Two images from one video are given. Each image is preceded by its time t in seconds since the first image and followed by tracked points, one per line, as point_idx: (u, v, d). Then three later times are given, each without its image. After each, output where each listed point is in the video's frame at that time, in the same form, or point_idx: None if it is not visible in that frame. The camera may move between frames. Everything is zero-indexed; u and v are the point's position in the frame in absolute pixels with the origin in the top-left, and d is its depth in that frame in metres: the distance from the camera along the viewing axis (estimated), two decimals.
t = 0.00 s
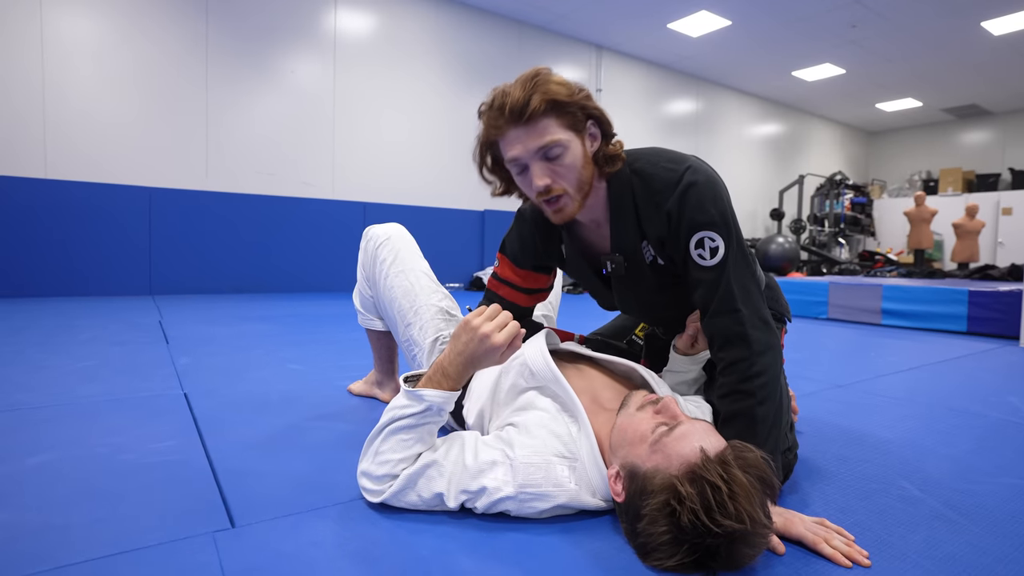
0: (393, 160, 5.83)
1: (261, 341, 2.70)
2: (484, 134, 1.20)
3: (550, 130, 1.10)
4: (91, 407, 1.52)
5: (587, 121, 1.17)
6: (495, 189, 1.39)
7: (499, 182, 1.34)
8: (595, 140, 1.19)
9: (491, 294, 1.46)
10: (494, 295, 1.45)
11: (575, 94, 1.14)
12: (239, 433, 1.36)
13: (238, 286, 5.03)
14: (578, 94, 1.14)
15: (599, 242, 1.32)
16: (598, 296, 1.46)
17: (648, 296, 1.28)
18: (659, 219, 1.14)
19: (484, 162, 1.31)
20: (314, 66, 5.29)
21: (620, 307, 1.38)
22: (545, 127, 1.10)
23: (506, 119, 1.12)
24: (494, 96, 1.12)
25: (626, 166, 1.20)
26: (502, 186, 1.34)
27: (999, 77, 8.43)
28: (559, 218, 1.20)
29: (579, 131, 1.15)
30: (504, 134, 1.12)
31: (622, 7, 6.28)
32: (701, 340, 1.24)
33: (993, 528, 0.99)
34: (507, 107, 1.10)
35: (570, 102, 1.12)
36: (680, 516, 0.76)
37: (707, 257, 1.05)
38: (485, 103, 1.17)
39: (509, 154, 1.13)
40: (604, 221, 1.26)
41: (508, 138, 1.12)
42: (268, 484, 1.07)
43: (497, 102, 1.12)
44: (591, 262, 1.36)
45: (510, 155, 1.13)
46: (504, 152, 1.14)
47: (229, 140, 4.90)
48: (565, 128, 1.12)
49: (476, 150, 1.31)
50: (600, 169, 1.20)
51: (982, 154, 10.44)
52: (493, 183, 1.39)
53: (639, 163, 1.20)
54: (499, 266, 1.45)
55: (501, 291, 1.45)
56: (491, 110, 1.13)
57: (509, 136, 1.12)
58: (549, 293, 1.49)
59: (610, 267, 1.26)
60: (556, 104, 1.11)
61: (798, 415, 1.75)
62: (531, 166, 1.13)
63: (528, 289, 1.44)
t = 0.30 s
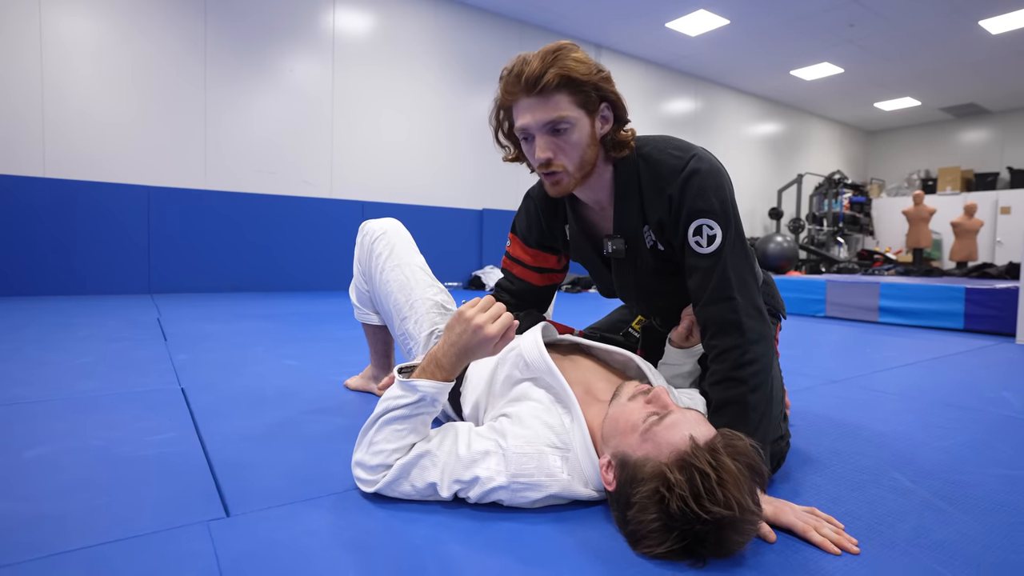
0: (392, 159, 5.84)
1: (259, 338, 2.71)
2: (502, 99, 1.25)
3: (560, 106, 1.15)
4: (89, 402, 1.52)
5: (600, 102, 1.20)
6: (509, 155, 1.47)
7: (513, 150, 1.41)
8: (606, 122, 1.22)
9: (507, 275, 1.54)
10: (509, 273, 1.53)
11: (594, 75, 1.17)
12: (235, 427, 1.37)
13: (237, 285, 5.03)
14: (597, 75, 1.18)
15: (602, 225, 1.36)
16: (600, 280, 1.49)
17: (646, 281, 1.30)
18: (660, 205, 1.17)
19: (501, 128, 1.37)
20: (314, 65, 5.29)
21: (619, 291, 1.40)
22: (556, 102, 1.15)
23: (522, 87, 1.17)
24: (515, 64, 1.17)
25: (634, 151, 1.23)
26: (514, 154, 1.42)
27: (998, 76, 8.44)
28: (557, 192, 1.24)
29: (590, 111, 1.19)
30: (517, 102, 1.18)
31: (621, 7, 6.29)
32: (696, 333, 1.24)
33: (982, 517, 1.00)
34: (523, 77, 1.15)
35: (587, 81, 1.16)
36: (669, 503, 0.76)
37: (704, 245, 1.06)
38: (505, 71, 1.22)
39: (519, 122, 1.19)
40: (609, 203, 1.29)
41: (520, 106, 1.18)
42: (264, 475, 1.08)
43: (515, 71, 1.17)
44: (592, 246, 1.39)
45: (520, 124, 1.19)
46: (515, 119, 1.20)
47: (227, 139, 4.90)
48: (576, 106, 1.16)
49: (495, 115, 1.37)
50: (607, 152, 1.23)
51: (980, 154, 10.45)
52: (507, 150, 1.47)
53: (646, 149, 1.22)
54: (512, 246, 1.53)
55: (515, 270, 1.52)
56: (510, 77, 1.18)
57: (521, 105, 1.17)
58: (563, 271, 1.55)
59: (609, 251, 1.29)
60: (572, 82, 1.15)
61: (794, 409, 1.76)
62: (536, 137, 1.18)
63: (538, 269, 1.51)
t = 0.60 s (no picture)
0: (391, 160, 5.84)
1: (256, 338, 2.71)
2: (500, 101, 1.28)
3: (562, 96, 1.18)
4: (83, 401, 1.53)
5: (595, 97, 1.26)
6: (503, 164, 1.52)
7: (509, 155, 1.45)
8: (601, 117, 1.27)
9: (502, 276, 1.54)
10: (503, 274, 1.54)
11: (588, 70, 1.23)
12: (228, 425, 1.37)
13: (235, 285, 5.03)
14: (591, 70, 1.23)
15: (597, 226, 1.36)
16: (596, 282, 1.49)
17: (640, 282, 1.30)
18: (654, 205, 1.17)
19: (498, 134, 1.41)
20: (313, 66, 5.30)
21: (614, 292, 1.39)
22: (559, 92, 1.18)
23: (522, 84, 1.20)
24: (513, 63, 1.21)
25: (629, 151, 1.24)
26: (510, 159, 1.45)
27: (998, 75, 8.43)
28: (562, 184, 1.23)
29: (588, 104, 1.23)
30: (519, 97, 1.21)
31: (620, 7, 6.29)
32: (687, 333, 1.24)
33: (970, 516, 1.00)
34: (524, 73, 1.18)
35: (584, 74, 1.21)
36: (653, 501, 0.77)
37: (696, 245, 1.07)
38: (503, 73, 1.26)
39: (522, 116, 1.21)
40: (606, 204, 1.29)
41: (522, 101, 1.20)
42: (254, 473, 1.08)
43: (515, 69, 1.21)
44: (588, 247, 1.38)
45: (523, 118, 1.21)
46: (518, 115, 1.22)
47: (226, 140, 4.91)
48: (577, 97, 1.20)
49: (491, 123, 1.41)
50: (607, 145, 1.25)
51: (981, 153, 10.44)
52: (501, 158, 1.51)
53: (641, 150, 1.22)
54: (508, 247, 1.53)
55: (511, 271, 1.52)
56: (510, 76, 1.21)
57: (524, 99, 1.20)
58: (558, 273, 1.55)
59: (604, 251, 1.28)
60: (571, 75, 1.20)
61: (787, 408, 1.76)
62: (541, 128, 1.19)
63: (533, 269, 1.51)
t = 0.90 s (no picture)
0: (392, 160, 5.85)
1: (255, 337, 2.72)
2: (488, 111, 1.30)
3: (551, 101, 1.20)
4: (82, 397, 1.54)
5: (582, 98, 1.28)
6: (492, 170, 1.52)
7: (499, 161, 1.45)
8: (588, 117, 1.29)
9: (499, 269, 1.54)
10: (501, 269, 1.54)
11: (572, 72, 1.25)
12: (224, 421, 1.38)
13: (236, 285, 5.04)
14: (575, 73, 1.25)
15: (591, 225, 1.36)
16: (592, 280, 1.49)
17: (634, 279, 1.30)
18: (645, 204, 1.17)
19: (486, 143, 1.42)
20: (314, 66, 5.31)
21: (610, 290, 1.39)
22: (547, 99, 1.21)
23: (511, 92, 1.22)
24: (499, 75, 1.22)
25: (619, 150, 1.24)
26: (502, 166, 1.46)
27: (1002, 73, 8.40)
28: (559, 188, 1.25)
29: (575, 106, 1.25)
30: (509, 106, 1.23)
31: (622, 6, 6.29)
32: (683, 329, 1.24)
33: (965, 512, 1.00)
34: (511, 82, 1.20)
35: (568, 77, 1.23)
36: (644, 496, 0.77)
37: (688, 243, 1.07)
38: (488, 83, 1.27)
39: (514, 125, 1.23)
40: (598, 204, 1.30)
41: (512, 109, 1.23)
42: (249, 469, 1.08)
43: (501, 79, 1.22)
44: (582, 245, 1.38)
45: (515, 126, 1.23)
46: (509, 124, 1.24)
47: (226, 140, 4.92)
48: (565, 101, 1.23)
49: (479, 133, 1.42)
50: (597, 144, 1.28)
51: (985, 152, 10.40)
52: (491, 164, 1.52)
53: (631, 149, 1.22)
54: (506, 240, 1.54)
55: (507, 264, 1.52)
56: (496, 86, 1.23)
57: (514, 108, 1.22)
58: (556, 268, 1.56)
59: (598, 249, 1.29)
60: (556, 79, 1.22)
61: (785, 406, 1.76)
62: (534, 134, 1.22)
63: (530, 262, 1.51)
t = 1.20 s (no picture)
0: (392, 160, 5.86)
1: (255, 335, 2.72)
2: (484, 108, 1.30)
3: (548, 101, 1.21)
4: (82, 395, 1.55)
5: (578, 96, 1.28)
6: (487, 166, 1.52)
7: (494, 158, 1.46)
8: (584, 114, 1.30)
9: (495, 265, 1.55)
10: (497, 265, 1.55)
11: (569, 71, 1.25)
12: (223, 418, 1.39)
13: (236, 285, 5.05)
14: (571, 71, 1.26)
15: (587, 222, 1.36)
16: (587, 276, 1.49)
17: (630, 277, 1.30)
18: (641, 202, 1.17)
19: (482, 140, 1.42)
20: (315, 65, 5.32)
21: (605, 286, 1.40)
22: (545, 98, 1.21)
23: (508, 91, 1.23)
24: (496, 73, 1.23)
25: (614, 147, 1.24)
26: (496, 163, 1.46)
27: (1003, 72, 8.40)
28: (554, 186, 1.26)
29: (571, 105, 1.26)
30: (506, 105, 1.23)
31: (622, 6, 6.29)
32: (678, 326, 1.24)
33: (959, 507, 1.01)
34: (508, 80, 1.21)
35: (565, 76, 1.24)
36: (638, 490, 0.77)
37: (683, 241, 1.07)
38: (484, 80, 1.27)
39: (511, 123, 1.24)
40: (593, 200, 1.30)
41: (510, 108, 1.23)
42: (246, 464, 1.09)
43: (498, 77, 1.22)
44: (578, 242, 1.39)
45: (511, 125, 1.23)
46: (505, 122, 1.24)
47: (227, 139, 4.92)
48: (562, 100, 1.23)
49: (475, 130, 1.42)
50: (592, 142, 1.28)
51: (985, 151, 10.38)
52: (486, 161, 1.52)
53: (626, 147, 1.23)
54: (501, 237, 1.54)
55: (503, 260, 1.53)
56: (494, 85, 1.24)
57: (511, 107, 1.23)
58: (552, 264, 1.56)
59: (593, 247, 1.29)
60: (553, 78, 1.22)
61: (782, 403, 1.76)
62: (531, 133, 1.22)
63: (525, 257, 1.51)
